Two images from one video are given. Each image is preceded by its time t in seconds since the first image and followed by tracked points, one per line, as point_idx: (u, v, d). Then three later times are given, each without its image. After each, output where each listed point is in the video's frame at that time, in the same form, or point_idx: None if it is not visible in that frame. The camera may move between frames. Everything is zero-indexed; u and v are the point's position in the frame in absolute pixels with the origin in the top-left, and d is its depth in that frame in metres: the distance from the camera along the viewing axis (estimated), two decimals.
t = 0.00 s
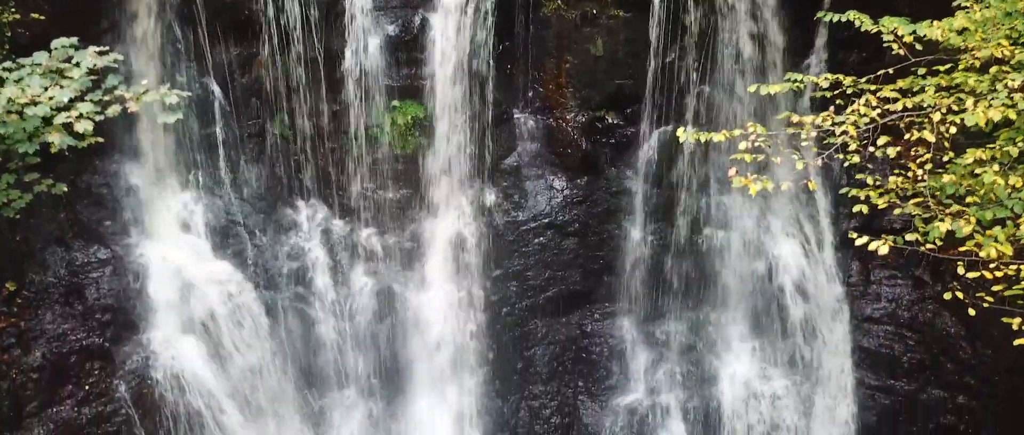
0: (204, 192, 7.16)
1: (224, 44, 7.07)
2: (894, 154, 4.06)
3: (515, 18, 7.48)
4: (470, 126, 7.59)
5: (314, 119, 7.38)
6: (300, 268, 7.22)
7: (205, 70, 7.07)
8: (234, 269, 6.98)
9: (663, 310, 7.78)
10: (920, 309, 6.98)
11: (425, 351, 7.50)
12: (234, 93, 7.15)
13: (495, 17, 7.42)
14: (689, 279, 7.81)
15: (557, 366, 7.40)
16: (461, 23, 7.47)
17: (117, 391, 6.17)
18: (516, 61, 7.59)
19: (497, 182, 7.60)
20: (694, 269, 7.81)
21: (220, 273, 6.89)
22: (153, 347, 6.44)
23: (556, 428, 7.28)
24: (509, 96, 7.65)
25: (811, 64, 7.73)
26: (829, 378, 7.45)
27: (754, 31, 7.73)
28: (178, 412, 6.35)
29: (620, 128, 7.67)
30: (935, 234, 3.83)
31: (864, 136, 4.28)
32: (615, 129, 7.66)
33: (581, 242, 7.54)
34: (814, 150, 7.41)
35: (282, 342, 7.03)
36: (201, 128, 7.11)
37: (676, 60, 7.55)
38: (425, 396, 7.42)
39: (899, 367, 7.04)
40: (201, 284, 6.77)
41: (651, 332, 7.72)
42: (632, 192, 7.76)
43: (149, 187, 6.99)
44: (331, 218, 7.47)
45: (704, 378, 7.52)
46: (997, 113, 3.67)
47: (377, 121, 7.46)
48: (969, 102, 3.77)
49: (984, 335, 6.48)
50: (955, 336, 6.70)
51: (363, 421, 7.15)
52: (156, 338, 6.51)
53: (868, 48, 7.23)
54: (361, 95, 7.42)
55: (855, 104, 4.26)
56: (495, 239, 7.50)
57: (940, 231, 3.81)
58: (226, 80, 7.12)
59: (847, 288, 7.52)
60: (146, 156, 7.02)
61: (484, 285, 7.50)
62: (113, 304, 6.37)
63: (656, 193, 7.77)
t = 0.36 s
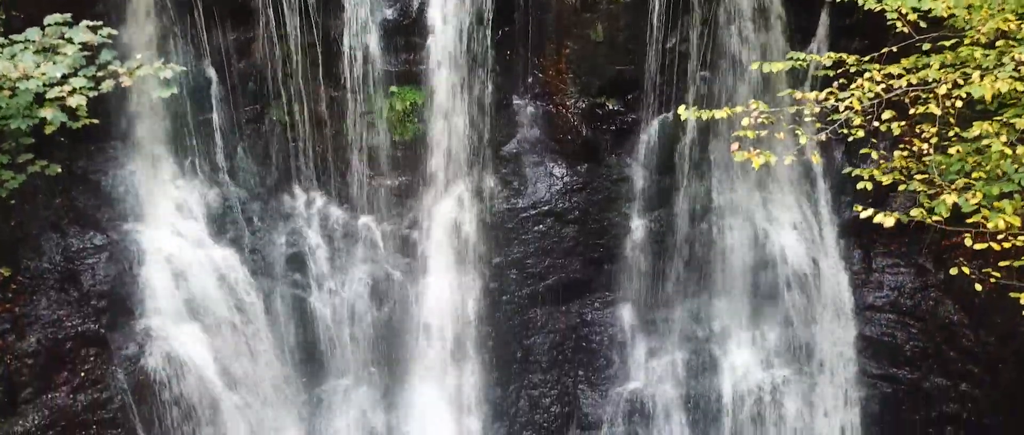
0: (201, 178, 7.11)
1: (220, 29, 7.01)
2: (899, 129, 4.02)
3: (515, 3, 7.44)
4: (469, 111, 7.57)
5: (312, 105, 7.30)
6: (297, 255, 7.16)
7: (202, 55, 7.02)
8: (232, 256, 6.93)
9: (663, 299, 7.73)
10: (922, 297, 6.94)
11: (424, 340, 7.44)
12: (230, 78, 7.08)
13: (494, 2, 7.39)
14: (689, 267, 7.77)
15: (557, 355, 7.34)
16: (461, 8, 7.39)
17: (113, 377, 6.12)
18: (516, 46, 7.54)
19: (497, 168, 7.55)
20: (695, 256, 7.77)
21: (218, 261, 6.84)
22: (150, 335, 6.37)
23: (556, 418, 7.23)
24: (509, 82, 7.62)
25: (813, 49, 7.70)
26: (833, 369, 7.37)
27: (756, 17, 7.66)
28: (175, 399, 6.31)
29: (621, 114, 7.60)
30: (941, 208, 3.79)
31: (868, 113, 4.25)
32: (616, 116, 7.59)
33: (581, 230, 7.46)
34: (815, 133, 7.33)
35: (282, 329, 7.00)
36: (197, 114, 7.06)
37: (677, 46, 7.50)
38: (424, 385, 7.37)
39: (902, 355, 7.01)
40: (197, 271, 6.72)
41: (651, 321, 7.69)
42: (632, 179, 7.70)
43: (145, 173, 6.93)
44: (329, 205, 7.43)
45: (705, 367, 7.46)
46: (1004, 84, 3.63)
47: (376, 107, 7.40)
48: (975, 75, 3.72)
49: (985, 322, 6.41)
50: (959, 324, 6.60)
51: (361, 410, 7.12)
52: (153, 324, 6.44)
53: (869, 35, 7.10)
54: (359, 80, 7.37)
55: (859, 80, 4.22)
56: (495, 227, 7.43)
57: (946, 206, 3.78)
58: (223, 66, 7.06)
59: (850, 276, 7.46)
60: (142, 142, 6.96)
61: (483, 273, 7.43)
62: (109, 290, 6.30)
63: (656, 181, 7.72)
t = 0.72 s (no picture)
0: (198, 165, 7.05)
1: (218, 14, 6.98)
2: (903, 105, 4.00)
3: None
4: (468, 98, 7.54)
5: (310, 91, 7.26)
6: (296, 242, 7.10)
7: (199, 40, 6.97)
8: (230, 243, 6.89)
9: (664, 288, 7.68)
10: (925, 284, 6.89)
11: (423, 328, 7.39)
12: (228, 64, 7.06)
13: None
14: (691, 255, 7.69)
15: (557, 344, 7.28)
16: None
17: (110, 364, 6.06)
18: (515, 33, 7.50)
19: (497, 156, 7.50)
20: (696, 244, 7.70)
21: (216, 248, 6.80)
22: (147, 321, 6.33)
23: (556, 407, 7.18)
24: (509, 68, 7.56)
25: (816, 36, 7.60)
26: (830, 356, 7.36)
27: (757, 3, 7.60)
28: (172, 386, 6.25)
29: (621, 102, 7.55)
30: (946, 183, 3.77)
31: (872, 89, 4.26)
32: (616, 103, 7.54)
33: (581, 218, 7.41)
34: (817, 111, 7.15)
35: (280, 317, 6.94)
36: (195, 100, 7.03)
37: (678, 32, 7.45)
38: (424, 373, 7.33)
39: (904, 344, 6.94)
40: (194, 258, 6.69)
41: (652, 310, 7.63)
42: (632, 167, 7.65)
43: (142, 159, 6.87)
44: (327, 192, 7.34)
45: (706, 356, 7.43)
46: (1011, 57, 3.60)
47: (374, 94, 7.34)
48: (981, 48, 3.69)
49: (985, 307, 6.32)
50: (961, 311, 6.53)
51: (359, 398, 7.09)
52: (151, 312, 6.39)
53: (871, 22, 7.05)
54: (357, 66, 7.29)
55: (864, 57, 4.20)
56: (494, 214, 7.39)
57: (952, 181, 3.75)
58: (221, 51, 7.03)
59: (852, 265, 7.41)
60: (138, 129, 6.89)
61: (482, 260, 7.40)
62: (105, 276, 6.24)
63: (656, 168, 7.68)
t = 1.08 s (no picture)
0: (195, 150, 6.98)
1: None
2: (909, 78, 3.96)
3: None
4: (467, 82, 7.44)
5: (308, 76, 7.20)
6: (294, 228, 7.05)
7: (196, 22, 6.88)
8: (228, 228, 6.81)
9: (665, 275, 7.60)
10: (928, 271, 6.83)
11: (422, 315, 7.33)
12: (225, 48, 6.97)
13: None
14: (693, 242, 7.62)
15: (557, 331, 7.25)
16: None
17: (106, 349, 5.99)
18: (515, 16, 7.41)
19: (497, 141, 7.43)
20: (698, 231, 7.63)
21: (214, 232, 6.72)
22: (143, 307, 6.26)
23: (556, 395, 7.15)
24: (508, 53, 7.48)
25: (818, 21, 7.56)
26: (835, 344, 7.27)
27: None
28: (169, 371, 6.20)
29: (622, 87, 7.49)
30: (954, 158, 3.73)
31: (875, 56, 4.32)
32: (617, 88, 7.48)
33: (581, 204, 7.36)
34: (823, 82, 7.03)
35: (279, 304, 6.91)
36: (192, 85, 6.96)
37: (679, 17, 7.38)
38: (423, 360, 7.28)
39: (908, 331, 6.89)
40: (191, 242, 6.60)
41: (653, 297, 7.56)
42: (633, 153, 7.57)
43: (139, 144, 6.78)
44: (326, 178, 7.30)
45: (707, 343, 7.39)
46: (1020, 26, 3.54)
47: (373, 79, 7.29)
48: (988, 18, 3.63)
49: (990, 294, 6.26)
50: (965, 297, 6.48)
51: (358, 386, 7.04)
52: (148, 297, 6.33)
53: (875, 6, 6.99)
54: (355, 51, 7.25)
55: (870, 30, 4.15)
56: (494, 201, 7.34)
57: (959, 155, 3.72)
58: (218, 35, 6.95)
59: (853, 251, 7.34)
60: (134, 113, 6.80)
61: (483, 247, 7.32)
62: (102, 260, 6.15)
63: (658, 154, 7.60)
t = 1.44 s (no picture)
0: (193, 135, 6.93)
1: None
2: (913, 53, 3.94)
3: None
4: (466, 67, 7.42)
5: (307, 61, 7.13)
6: (292, 215, 6.98)
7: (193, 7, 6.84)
8: (225, 215, 6.78)
9: (666, 263, 7.54)
10: (931, 257, 6.76)
11: (421, 303, 7.28)
12: (222, 33, 6.92)
13: None
14: (694, 229, 7.57)
15: (557, 320, 7.22)
16: None
17: (102, 334, 5.93)
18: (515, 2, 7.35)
19: (497, 128, 7.36)
20: (699, 218, 7.59)
21: (211, 219, 6.69)
22: (139, 293, 6.19)
23: (556, 384, 7.14)
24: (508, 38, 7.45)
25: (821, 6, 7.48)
26: (835, 330, 7.25)
27: None
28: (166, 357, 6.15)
29: (622, 73, 7.40)
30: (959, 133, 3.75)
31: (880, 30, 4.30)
32: (617, 75, 7.39)
33: (582, 192, 7.28)
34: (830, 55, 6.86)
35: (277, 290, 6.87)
36: (190, 70, 6.91)
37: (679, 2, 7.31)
38: (422, 349, 7.23)
39: (909, 319, 6.80)
40: (188, 228, 6.57)
41: (654, 285, 7.51)
42: (633, 139, 7.51)
43: (136, 130, 6.73)
44: (324, 165, 7.21)
45: (709, 331, 7.38)
46: None
47: (371, 63, 7.27)
48: None
49: (994, 279, 6.21)
50: (970, 284, 6.42)
51: (357, 373, 7.01)
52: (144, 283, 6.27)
53: None
54: (354, 35, 7.21)
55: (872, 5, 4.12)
56: (493, 188, 7.24)
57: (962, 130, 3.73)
58: (215, 19, 6.89)
59: (856, 239, 7.22)
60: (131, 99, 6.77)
61: (483, 235, 7.21)
62: (98, 246, 6.10)
63: (658, 141, 7.55)
